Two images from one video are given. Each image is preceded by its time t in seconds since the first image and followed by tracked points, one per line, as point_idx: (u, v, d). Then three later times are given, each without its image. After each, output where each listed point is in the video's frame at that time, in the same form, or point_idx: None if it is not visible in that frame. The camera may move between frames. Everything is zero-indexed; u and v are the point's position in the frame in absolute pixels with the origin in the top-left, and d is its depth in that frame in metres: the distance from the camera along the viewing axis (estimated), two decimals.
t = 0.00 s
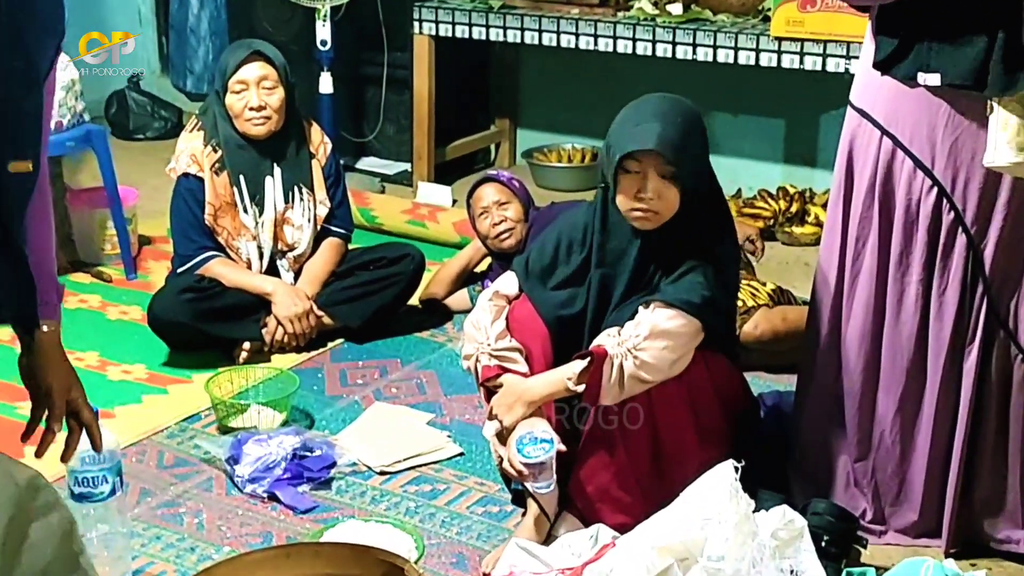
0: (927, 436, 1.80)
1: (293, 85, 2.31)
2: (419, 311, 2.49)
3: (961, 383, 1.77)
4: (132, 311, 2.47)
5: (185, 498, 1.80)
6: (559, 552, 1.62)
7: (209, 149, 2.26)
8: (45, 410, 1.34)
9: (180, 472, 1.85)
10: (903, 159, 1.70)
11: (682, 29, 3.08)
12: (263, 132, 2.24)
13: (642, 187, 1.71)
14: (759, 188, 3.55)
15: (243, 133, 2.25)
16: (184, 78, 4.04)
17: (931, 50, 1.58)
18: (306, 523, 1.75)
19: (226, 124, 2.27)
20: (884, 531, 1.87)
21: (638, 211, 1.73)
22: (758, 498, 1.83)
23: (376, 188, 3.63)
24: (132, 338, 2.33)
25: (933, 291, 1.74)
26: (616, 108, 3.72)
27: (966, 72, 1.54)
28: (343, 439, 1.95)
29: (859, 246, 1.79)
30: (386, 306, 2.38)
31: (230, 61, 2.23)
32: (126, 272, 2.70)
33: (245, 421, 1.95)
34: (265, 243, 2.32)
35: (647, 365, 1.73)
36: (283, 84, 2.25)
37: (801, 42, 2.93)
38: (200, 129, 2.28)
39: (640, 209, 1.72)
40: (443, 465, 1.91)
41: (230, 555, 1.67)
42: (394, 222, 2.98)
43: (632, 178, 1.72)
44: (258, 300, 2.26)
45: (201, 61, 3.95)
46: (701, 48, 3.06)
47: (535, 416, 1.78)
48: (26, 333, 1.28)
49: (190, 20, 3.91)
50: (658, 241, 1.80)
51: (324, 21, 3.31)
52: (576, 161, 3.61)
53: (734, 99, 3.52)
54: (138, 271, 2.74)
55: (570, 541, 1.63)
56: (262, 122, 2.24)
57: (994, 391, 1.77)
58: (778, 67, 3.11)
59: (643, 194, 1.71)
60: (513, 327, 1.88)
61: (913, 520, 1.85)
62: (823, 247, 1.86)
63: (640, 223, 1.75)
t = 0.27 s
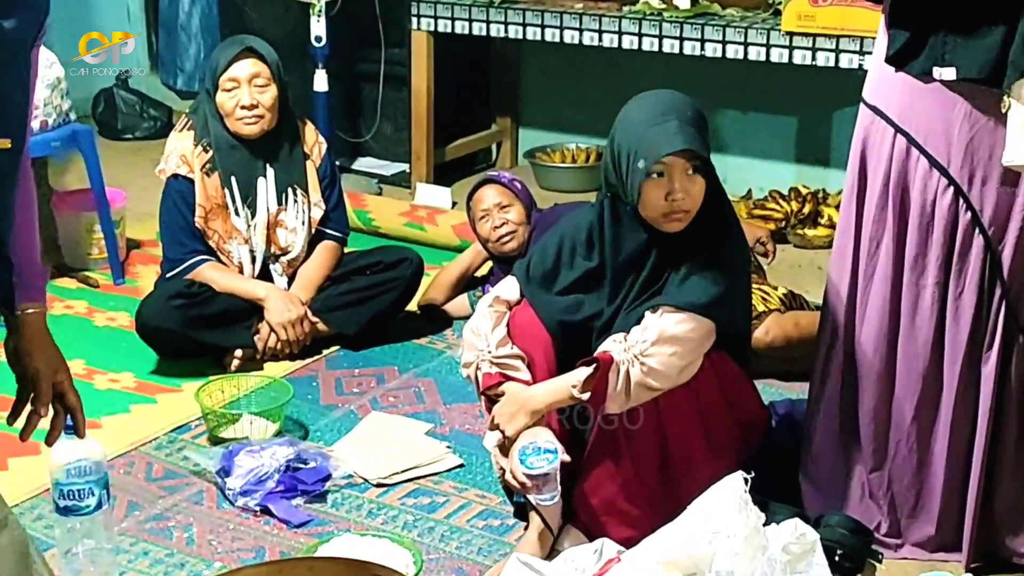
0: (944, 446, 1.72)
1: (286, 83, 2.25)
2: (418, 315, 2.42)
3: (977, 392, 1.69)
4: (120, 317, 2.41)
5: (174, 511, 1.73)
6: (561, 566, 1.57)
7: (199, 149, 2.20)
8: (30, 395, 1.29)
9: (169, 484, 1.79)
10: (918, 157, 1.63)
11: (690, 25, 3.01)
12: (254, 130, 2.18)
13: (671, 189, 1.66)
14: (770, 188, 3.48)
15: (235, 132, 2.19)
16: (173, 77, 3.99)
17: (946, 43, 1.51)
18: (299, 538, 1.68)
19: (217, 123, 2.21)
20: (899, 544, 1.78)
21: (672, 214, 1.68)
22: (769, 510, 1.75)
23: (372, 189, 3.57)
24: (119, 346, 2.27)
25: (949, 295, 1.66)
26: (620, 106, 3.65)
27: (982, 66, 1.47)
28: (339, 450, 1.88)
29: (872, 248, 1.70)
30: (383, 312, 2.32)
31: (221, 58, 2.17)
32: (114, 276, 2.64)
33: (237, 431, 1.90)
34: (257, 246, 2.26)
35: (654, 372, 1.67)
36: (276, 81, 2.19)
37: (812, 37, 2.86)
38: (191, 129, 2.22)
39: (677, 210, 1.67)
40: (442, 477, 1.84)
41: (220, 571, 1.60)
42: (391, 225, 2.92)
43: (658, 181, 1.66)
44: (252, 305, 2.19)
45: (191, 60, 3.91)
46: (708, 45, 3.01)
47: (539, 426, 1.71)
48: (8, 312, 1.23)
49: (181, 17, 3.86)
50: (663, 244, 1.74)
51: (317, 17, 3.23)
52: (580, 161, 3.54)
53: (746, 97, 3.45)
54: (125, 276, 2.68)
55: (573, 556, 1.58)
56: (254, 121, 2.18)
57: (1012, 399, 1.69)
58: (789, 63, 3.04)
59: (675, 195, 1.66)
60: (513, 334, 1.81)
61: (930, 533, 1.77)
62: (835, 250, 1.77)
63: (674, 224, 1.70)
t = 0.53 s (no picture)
0: (973, 462, 1.59)
1: (277, 81, 2.17)
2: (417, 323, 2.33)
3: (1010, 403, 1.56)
4: (103, 328, 2.33)
5: (160, 532, 1.64)
6: None
7: (186, 151, 2.11)
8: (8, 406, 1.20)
9: (154, 503, 1.70)
10: (944, 156, 1.52)
11: (702, 17, 2.90)
12: (244, 131, 2.09)
13: (686, 193, 1.57)
14: (789, 191, 3.38)
15: (223, 132, 2.10)
16: (161, 75, 3.93)
17: (975, 35, 1.41)
18: (291, 560, 1.59)
19: (205, 123, 2.12)
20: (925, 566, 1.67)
21: (686, 219, 1.59)
22: (788, 530, 1.64)
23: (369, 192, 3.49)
24: (102, 357, 2.19)
25: (978, 301, 1.55)
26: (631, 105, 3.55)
27: (1010, 57, 1.38)
28: (333, 467, 1.79)
29: (897, 252, 1.59)
30: (381, 322, 2.23)
31: (208, 55, 2.09)
32: (95, 284, 2.54)
33: (226, 448, 1.80)
34: (247, 253, 2.17)
35: (666, 385, 1.58)
36: (266, 79, 2.10)
37: (832, 30, 2.76)
38: (177, 130, 2.14)
39: (690, 215, 1.59)
40: (442, 496, 1.75)
41: None
42: (388, 230, 2.84)
43: (671, 185, 1.57)
44: (242, 315, 2.11)
45: (179, 57, 3.83)
46: (722, 38, 2.90)
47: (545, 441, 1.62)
48: None
49: (166, 13, 3.80)
50: (673, 249, 1.64)
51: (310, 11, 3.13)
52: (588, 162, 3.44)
53: (762, 95, 3.35)
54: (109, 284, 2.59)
55: None
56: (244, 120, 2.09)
57: None
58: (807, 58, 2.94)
59: (688, 200, 1.57)
60: (517, 345, 1.72)
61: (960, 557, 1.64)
62: (857, 255, 1.65)
63: (686, 230, 1.61)
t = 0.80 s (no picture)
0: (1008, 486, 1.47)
1: (271, 83, 2.09)
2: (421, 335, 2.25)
3: None
4: (90, 343, 2.26)
5: (149, 557, 1.56)
6: None
7: (176, 156, 2.04)
8: None
9: (143, 526, 1.63)
10: (971, 158, 1.41)
11: (717, 15, 2.82)
12: (237, 135, 2.02)
13: (700, 200, 1.49)
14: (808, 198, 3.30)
15: (215, 137, 2.03)
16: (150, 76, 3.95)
17: (1008, 32, 1.35)
18: None
19: (195, 127, 2.04)
20: None
21: (699, 228, 1.51)
22: (809, 554, 1.56)
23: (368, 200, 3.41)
24: (89, 374, 2.11)
25: (1009, 313, 1.43)
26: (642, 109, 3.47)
27: None
28: (330, 487, 1.71)
29: (924, 259, 1.49)
30: (380, 335, 2.16)
31: (198, 57, 2.01)
32: (81, 297, 2.47)
33: (216, 468, 1.71)
34: (239, 263, 2.10)
35: (683, 403, 1.51)
36: (259, 82, 2.03)
37: (852, 29, 2.68)
38: (166, 135, 2.06)
39: (704, 224, 1.51)
40: (445, 517, 1.67)
41: None
42: (388, 238, 2.76)
43: (684, 192, 1.49)
44: (235, 328, 2.04)
45: (169, 57, 3.84)
46: (737, 37, 2.82)
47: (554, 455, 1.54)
48: None
49: (156, 12, 3.79)
50: (688, 260, 1.56)
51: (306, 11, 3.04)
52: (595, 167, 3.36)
53: (778, 97, 3.27)
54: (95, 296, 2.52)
55: None
56: (237, 125, 2.02)
57: None
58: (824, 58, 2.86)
59: (701, 208, 1.49)
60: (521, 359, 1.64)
61: None
62: (880, 265, 1.57)
63: (699, 240, 1.53)
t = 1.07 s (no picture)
0: None
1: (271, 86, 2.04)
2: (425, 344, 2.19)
3: None
4: (81, 354, 2.20)
5: None
6: None
7: (171, 161, 1.98)
8: None
9: (138, 546, 1.57)
10: (1000, 161, 1.34)
11: (734, 13, 2.76)
12: (235, 139, 1.96)
13: (715, 209, 1.44)
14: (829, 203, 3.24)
15: (213, 140, 1.97)
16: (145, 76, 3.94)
17: None
18: None
19: (193, 131, 1.99)
20: None
21: (714, 237, 1.46)
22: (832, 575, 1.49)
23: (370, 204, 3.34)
24: (81, 387, 2.05)
25: None
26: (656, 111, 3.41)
27: None
28: (332, 505, 1.66)
29: (950, 268, 1.42)
30: (384, 347, 2.11)
31: (195, 58, 1.96)
32: (74, 307, 2.42)
33: (215, 484, 1.67)
34: (238, 271, 2.04)
35: (707, 412, 1.45)
36: (258, 84, 1.97)
37: (874, 27, 2.62)
38: (161, 139, 2.00)
39: (720, 233, 1.45)
40: (450, 536, 1.61)
41: None
42: (392, 246, 2.70)
43: (698, 198, 1.44)
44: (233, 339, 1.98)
45: (164, 58, 3.81)
46: (755, 36, 2.75)
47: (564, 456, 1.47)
48: None
49: (151, 11, 3.76)
50: (702, 270, 1.50)
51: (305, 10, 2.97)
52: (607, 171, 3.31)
53: (796, 98, 3.22)
54: (87, 306, 2.46)
55: None
56: (235, 128, 1.96)
57: None
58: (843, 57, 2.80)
59: (716, 216, 1.44)
60: (530, 371, 1.59)
61: None
62: (906, 274, 1.50)
63: (713, 249, 1.47)
